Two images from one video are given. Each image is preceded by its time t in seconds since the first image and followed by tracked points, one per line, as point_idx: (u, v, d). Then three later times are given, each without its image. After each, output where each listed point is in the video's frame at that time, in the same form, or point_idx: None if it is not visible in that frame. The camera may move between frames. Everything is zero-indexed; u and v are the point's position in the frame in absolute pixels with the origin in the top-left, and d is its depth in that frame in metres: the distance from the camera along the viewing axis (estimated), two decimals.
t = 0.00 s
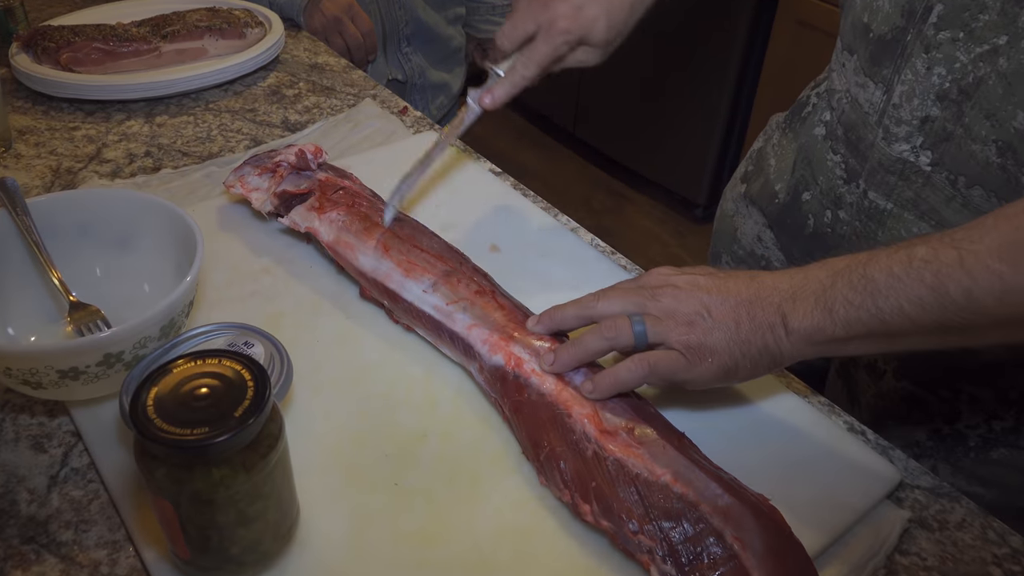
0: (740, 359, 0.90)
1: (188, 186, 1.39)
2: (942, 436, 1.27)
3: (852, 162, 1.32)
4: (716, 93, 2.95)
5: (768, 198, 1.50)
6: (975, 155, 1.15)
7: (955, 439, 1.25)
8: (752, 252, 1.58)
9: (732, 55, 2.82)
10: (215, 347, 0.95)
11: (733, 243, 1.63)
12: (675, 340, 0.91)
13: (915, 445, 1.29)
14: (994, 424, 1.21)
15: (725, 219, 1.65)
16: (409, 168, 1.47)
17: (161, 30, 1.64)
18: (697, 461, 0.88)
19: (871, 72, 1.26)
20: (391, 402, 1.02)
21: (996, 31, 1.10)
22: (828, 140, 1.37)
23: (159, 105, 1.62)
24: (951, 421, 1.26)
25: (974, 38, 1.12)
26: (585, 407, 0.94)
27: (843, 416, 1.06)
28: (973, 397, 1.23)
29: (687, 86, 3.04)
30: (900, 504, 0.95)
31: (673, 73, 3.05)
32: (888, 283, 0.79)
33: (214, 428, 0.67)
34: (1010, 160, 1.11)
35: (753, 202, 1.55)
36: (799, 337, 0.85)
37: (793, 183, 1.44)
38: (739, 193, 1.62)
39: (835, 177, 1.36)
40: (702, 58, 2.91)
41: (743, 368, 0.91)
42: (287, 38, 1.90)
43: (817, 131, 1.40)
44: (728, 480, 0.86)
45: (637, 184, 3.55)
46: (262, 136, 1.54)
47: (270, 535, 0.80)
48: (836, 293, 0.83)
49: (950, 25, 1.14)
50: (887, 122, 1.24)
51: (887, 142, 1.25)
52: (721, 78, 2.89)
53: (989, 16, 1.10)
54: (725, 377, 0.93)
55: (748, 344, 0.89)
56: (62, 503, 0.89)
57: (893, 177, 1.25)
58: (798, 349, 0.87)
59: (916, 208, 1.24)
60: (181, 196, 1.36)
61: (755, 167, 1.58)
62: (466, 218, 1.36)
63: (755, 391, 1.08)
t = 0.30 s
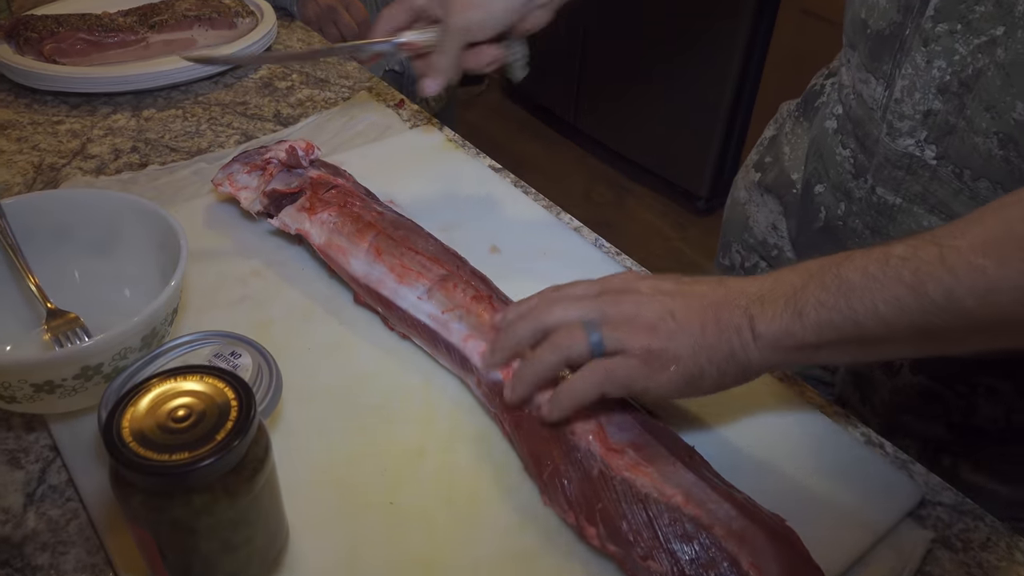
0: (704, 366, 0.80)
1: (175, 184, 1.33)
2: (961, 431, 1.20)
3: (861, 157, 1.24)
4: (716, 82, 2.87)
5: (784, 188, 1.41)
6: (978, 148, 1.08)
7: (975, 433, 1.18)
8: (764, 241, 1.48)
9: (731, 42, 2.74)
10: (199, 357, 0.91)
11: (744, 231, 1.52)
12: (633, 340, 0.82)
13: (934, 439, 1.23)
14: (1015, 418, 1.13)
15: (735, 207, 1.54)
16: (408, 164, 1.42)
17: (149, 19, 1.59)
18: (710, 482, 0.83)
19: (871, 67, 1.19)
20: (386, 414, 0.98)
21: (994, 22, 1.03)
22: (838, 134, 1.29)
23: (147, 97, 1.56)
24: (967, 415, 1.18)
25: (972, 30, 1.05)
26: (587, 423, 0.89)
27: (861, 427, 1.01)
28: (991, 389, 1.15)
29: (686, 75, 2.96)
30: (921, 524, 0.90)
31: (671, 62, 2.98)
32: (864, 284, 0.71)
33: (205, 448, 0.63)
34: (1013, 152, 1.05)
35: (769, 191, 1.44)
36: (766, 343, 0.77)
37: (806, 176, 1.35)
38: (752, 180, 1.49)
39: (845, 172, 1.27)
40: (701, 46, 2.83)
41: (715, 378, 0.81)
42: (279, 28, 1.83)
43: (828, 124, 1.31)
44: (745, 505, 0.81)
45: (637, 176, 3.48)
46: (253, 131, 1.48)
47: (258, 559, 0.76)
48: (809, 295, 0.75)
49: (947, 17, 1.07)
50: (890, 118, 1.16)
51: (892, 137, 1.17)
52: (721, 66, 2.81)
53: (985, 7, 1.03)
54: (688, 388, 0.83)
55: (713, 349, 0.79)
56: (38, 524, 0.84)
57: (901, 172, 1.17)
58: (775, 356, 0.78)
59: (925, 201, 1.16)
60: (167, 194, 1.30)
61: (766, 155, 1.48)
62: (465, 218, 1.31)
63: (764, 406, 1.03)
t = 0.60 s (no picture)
0: (670, 377, 0.78)
1: (172, 189, 1.29)
2: (1003, 427, 1.19)
3: (867, 181, 1.23)
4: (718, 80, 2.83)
5: (788, 204, 1.35)
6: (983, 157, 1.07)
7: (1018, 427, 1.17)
8: (769, 256, 1.41)
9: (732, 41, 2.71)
10: (194, 375, 0.87)
11: (746, 246, 1.44)
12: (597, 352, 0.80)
13: (977, 438, 1.21)
14: None
15: (735, 221, 1.46)
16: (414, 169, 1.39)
17: (145, 18, 1.53)
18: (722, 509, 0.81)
19: (856, 95, 1.20)
20: (388, 434, 0.95)
21: (973, 35, 1.03)
22: (840, 155, 1.27)
23: (143, 97, 1.52)
24: (1010, 412, 1.17)
25: (952, 46, 1.05)
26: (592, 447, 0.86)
27: (880, 448, 0.98)
28: None
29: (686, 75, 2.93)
30: (945, 550, 0.87)
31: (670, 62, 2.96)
32: (830, 279, 0.68)
33: (202, 479, 0.60)
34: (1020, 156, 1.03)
35: (772, 207, 1.38)
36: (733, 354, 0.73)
37: (812, 193, 1.31)
38: (751, 193, 1.43)
39: (851, 194, 1.26)
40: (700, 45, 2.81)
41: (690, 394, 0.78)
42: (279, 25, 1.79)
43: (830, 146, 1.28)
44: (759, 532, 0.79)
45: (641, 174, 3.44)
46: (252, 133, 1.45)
47: None
48: (776, 297, 0.72)
49: (924, 38, 1.07)
50: (887, 141, 1.16)
51: (893, 161, 1.16)
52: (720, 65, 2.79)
53: (961, 22, 1.03)
54: (656, 403, 0.80)
55: (681, 358, 0.77)
56: (27, 548, 0.81)
57: (909, 191, 1.17)
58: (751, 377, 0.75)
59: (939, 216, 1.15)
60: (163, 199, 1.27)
61: (765, 169, 1.42)
62: (471, 225, 1.28)
63: (781, 426, 1.00)
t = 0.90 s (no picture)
0: (679, 418, 0.74)
1: (174, 192, 1.28)
2: (991, 424, 1.16)
3: (849, 181, 1.20)
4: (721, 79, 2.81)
5: (772, 204, 1.33)
6: (964, 150, 1.04)
7: (1004, 424, 1.15)
8: (754, 257, 1.39)
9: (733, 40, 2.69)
10: (196, 387, 0.86)
11: (731, 247, 1.42)
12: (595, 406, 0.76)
13: (963, 437, 1.19)
14: None
15: (720, 223, 1.45)
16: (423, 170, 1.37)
17: (147, 17, 1.51)
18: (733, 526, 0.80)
19: (835, 95, 1.17)
20: (392, 446, 0.94)
21: (948, 28, 1.01)
22: (824, 156, 1.24)
23: (145, 98, 1.50)
24: (997, 409, 1.15)
25: (927, 40, 1.03)
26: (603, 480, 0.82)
27: (893, 462, 0.97)
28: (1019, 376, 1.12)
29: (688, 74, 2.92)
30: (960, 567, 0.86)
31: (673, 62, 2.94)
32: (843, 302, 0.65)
33: (208, 500, 0.58)
34: (1002, 149, 1.01)
35: (757, 207, 1.36)
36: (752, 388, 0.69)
37: (796, 194, 1.29)
38: (735, 194, 1.42)
39: (835, 196, 1.23)
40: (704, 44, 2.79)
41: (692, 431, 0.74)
42: (283, 25, 1.77)
43: (813, 145, 1.26)
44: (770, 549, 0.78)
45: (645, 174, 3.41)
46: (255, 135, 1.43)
47: None
48: (784, 315, 0.68)
49: (898, 34, 1.05)
50: (865, 141, 1.13)
51: (873, 159, 1.13)
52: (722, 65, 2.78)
53: (934, 16, 1.01)
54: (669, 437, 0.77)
55: (686, 393, 0.72)
56: (27, 563, 0.79)
57: (891, 190, 1.13)
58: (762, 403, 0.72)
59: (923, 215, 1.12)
60: (166, 203, 1.25)
61: (750, 171, 1.41)
62: (478, 232, 1.26)
63: (795, 450, 0.98)
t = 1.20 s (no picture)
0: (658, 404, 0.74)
1: (176, 195, 1.28)
2: (985, 431, 1.17)
3: (842, 183, 1.21)
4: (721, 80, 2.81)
5: (765, 211, 1.34)
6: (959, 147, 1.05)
7: (999, 432, 1.16)
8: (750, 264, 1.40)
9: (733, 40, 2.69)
10: (199, 390, 0.86)
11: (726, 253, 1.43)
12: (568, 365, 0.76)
13: (959, 445, 1.20)
14: None
15: (715, 230, 1.45)
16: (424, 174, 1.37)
17: (150, 20, 1.52)
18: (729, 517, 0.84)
19: (828, 94, 1.18)
20: (391, 449, 0.94)
21: (943, 22, 1.02)
22: (817, 159, 1.25)
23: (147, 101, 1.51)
24: (991, 414, 1.16)
25: (922, 36, 1.04)
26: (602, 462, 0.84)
27: (893, 466, 0.98)
28: (1012, 384, 1.13)
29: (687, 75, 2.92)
30: (959, 569, 0.87)
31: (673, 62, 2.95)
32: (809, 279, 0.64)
33: (212, 504, 0.58)
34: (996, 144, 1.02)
35: (749, 215, 1.38)
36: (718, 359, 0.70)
37: (789, 200, 1.30)
38: (731, 203, 1.43)
39: (828, 199, 1.24)
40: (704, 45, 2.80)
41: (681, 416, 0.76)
42: (284, 27, 1.77)
43: (807, 149, 1.26)
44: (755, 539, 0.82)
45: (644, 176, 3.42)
46: (257, 138, 1.44)
47: None
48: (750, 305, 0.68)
49: (893, 29, 1.06)
50: (860, 139, 1.15)
51: (867, 158, 1.15)
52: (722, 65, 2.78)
53: (930, 10, 1.02)
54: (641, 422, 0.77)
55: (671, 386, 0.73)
56: (30, 565, 0.80)
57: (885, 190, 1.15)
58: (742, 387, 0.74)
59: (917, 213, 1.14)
60: (167, 206, 1.25)
61: (743, 177, 1.43)
62: (477, 235, 1.26)
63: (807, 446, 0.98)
